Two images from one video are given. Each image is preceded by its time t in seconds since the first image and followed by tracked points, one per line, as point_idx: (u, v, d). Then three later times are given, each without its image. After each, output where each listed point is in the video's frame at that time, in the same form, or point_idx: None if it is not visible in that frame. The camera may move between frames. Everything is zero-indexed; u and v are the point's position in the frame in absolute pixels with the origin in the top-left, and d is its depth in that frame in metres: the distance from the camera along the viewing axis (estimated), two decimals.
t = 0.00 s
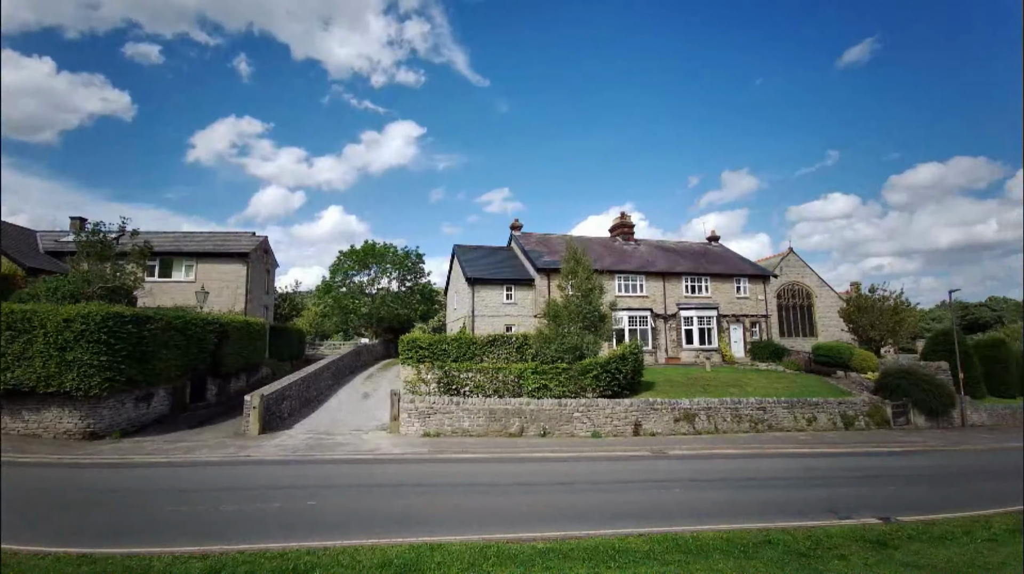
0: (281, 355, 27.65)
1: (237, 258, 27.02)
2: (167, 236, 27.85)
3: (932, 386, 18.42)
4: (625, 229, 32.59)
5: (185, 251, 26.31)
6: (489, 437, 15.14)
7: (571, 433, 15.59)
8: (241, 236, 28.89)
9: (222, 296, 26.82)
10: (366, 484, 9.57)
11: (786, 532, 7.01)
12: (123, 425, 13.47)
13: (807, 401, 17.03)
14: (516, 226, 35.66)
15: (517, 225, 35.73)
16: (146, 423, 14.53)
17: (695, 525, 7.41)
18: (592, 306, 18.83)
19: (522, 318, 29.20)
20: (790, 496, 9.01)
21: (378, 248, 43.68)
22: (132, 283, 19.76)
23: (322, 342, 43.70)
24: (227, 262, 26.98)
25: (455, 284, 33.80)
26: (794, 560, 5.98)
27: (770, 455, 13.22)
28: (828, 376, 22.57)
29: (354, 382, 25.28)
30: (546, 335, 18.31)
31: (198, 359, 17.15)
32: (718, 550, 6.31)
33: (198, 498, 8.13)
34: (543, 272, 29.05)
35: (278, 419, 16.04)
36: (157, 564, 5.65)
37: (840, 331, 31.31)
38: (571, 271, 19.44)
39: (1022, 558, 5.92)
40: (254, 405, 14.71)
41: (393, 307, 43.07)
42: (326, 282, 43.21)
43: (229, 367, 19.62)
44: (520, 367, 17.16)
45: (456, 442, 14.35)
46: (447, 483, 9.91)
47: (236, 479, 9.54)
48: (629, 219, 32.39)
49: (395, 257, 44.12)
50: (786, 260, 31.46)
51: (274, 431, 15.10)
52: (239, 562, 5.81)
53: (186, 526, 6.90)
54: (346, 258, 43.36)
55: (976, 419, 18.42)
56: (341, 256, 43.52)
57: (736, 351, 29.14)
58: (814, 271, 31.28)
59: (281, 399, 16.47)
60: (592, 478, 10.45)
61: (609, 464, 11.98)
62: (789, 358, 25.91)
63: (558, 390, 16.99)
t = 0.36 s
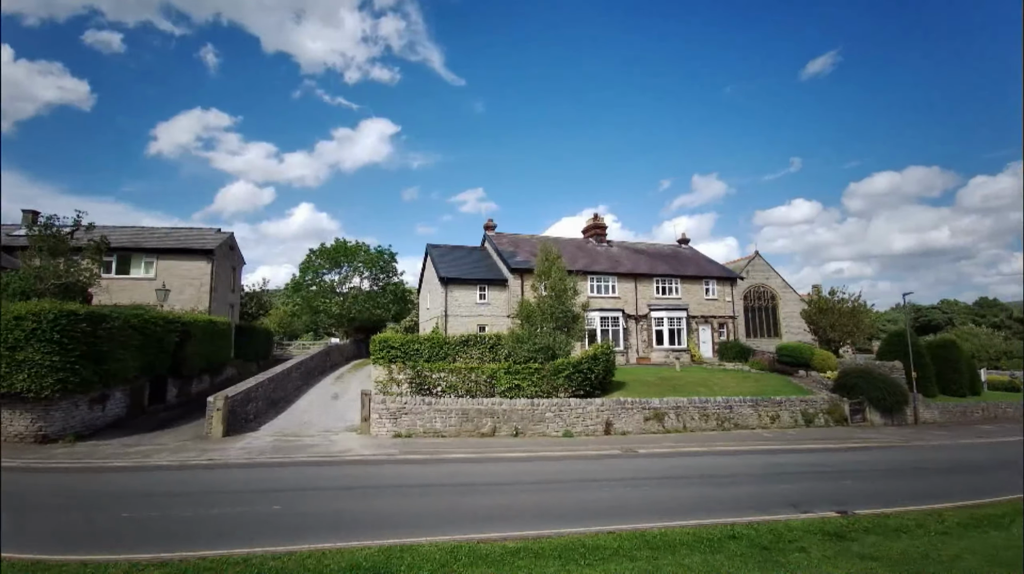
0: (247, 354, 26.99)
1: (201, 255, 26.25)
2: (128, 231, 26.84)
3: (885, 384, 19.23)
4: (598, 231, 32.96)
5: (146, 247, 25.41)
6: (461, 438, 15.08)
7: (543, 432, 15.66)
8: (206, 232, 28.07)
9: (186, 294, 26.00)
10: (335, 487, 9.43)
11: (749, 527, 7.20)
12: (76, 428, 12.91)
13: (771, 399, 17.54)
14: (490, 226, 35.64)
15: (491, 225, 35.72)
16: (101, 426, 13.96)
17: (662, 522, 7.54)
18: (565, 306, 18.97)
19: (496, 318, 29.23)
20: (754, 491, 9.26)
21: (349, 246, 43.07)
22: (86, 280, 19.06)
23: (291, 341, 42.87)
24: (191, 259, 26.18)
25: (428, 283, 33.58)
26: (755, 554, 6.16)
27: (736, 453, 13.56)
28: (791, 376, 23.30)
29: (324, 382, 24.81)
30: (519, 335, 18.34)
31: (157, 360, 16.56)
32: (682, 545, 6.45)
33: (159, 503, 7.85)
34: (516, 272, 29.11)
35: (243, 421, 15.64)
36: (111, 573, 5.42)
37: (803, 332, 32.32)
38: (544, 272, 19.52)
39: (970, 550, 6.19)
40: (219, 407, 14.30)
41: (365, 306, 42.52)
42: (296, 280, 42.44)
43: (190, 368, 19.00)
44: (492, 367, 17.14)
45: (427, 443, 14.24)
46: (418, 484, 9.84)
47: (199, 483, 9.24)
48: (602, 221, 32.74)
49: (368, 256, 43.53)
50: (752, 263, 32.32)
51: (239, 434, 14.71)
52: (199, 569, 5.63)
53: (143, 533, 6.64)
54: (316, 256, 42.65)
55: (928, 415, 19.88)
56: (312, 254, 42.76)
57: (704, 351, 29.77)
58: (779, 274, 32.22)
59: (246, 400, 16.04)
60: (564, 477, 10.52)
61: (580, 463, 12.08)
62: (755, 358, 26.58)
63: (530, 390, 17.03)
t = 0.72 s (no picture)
0: (209, 354, 26.15)
1: (161, 251, 25.31)
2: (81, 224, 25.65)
3: (841, 382, 19.98)
4: (570, 231, 33.21)
5: (101, 242, 24.34)
6: (431, 438, 14.97)
7: (513, 432, 15.68)
8: (166, 228, 27.07)
9: (143, 291, 25.02)
10: (301, 490, 9.23)
11: (713, 521, 7.37)
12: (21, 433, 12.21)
13: (735, 398, 18.02)
14: (462, 225, 35.47)
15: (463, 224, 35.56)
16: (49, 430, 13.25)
17: (628, 519, 7.66)
18: (536, 306, 19.05)
19: (467, 318, 29.14)
20: (719, 487, 9.50)
21: (318, 243, 42.25)
22: (35, 276, 18.07)
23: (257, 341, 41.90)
24: (149, 255, 25.22)
25: (399, 282, 33.22)
26: (718, 547, 6.31)
27: (701, 450, 13.88)
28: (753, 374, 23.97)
29: (290, 383, 24.24)
30: (490, 335, 18.32)
31: (111, 360, 15.84)
32: (649, 541, 6.55)
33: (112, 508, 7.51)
34: (488, 272, 29.07)
35: (203, 424, 15.15)
36: None
37: (766, 332, 33.28)
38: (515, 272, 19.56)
39: (921, 542, 6.48)
40: (177, 409, 13.82)
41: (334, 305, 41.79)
42: (262, 278, 41.52)
43: (147, 368, 18.26)
44: (463, 366, 17.06)
45: (397, 444, 14.08)
46: (386, 485, 9.74)
47: (156, 487, 8.90)
48: (573, 222, 33.00)
49: (337, 254, 42.74)
50: (719, 265, 33.12)
51: (199, 437, 14.23)
52: None
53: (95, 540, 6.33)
54: (283, 253, 41.73)
55: (880, 411, 20.53)
56: (279, 252, 41.79)
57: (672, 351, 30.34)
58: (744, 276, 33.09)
59: (206, 402, 15.53)
60: (534, 477, 10.58)
61: (550, 462, 12.17)
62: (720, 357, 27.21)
63: (501, 390, 17.02)
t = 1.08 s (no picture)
0: (171, 354, 25.30)
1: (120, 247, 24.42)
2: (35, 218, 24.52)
3: (803, 380, 20.56)
4: (544, 231, 33.37)
5: (56, 237, 23.31)
6: (403, 439, 14.83)
7: (486, 432, 15.67)
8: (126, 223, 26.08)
9: (99, 288, 24.37)
10: (269, 493, 9.05)
11: (682, 517, 7.52)
12: None
13: (704, 396, 18.41)
14: (436, 224, 35.22)
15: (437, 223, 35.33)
16: None
17: (599, 517, 7.75)
18: (509, 306, 19.09)
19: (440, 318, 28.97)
20: (688, 483, 9.73)
21: (287, 241, 41.36)
22: None
23: (222, 341, 40.76)
24: (107, 251, 24.29)
25: (371, 281, 32.81)
26: (686, 542, 6.45)
27: (671, 448, 14.14)
28: (721, 374, 24.51)
29: (257, 384, 23.66)
30: (463, 335, 18.28)
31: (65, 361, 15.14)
32: (620, 538, 6.64)
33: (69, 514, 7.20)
34: (462, 271, 28.94)
35: (163, 426, 14.66)
36: None
37: (734, 333, 34.10)
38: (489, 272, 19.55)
39: (878, 534, 6.75)
40: (136, 411, 13.33)
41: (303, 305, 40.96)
42: (228, 276, 40.42)
43: (104, 369, 17.52)
44: (436, 366, 16.96)
45: (367, 445, 13.90)
46: (357, 488, 9.62)
47: (116, 491, 8.57)
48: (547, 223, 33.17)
49: (308, 252, 41.90)
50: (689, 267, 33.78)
51: (159, 441, 13.76)
52: None
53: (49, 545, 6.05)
54: (251, 251, 40.71)
55: (840, 409, 21.30)
56: (246, 249, 40.74)
57: (643, 351, 30.78)
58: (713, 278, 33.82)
59: (167, 404, 15.02)
60: (507, 476, 10.63)
61: (523, 462, 12.22)
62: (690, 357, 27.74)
63: (474, 390, 16.98)
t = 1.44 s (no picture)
0: (122, 355, 24.23)
1: (67, 241, 23.24)
2: None
3: (760, 379, 21.24)
4: (513, 232, 33.49)
5: None
6: (368, 440, 14.62)
7: (453, 433, 15.60)
8: (74, 216, 24.84)
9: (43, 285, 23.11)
10: (226, 499, 8.78)
11: (644, 515, 7.67)
12: None
13: (668, 396, 18.83)
14: (404, 223, 34.87)
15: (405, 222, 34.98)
16: None
17: (564, 516, 7.84)
18: (477, 306, 19.07)
19: (408, 318, 28.70)
20: (650, 481, 9.94)
21: (248, 238, 40.21)
22: None
23: (177, 340, 39.31)
24: (53, 246, 23.08)
25: (337, 280, 32.22)
26: (649, 539, 6.59)
27: (635, 446, 14.42)
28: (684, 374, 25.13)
29: (215, 386, 22.89)
30: (430, 334, 18.20)
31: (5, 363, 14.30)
32: (584, 536, 6.72)
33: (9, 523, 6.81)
34: (430, 271, 28.75)
35: (111, 431, 14.02)
36: None
37: (697, 334, 34.98)
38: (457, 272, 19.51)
39: (828, 526, 7.05)
40: (81, 415, 12.71)
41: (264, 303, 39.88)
42: (184, 273, 38.98)
43: (47, 371, 16.63)
44: (402, 367, 16.78)
45: (330, 447, 13.64)
46: (319, 491, 9.44)
47: (61, 500, 8.17)
48: (516, 223, 33.30)
49: (270, 250, 40.84)
50: (655, 269, 34.50)
51: (108, 446, 13.16)
52: None
53: None
54: (209, 247, 39.39)
55: (795, 407, 22.10)
56: (204, 245, 39.40)
57: (609, 351, 31.23)
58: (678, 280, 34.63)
59: (116, 408, 14.37)
60: (473, 477, 10.62)
61: (489, 462, 12.24)
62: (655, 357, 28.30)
63: (441, 390, 16.87)
